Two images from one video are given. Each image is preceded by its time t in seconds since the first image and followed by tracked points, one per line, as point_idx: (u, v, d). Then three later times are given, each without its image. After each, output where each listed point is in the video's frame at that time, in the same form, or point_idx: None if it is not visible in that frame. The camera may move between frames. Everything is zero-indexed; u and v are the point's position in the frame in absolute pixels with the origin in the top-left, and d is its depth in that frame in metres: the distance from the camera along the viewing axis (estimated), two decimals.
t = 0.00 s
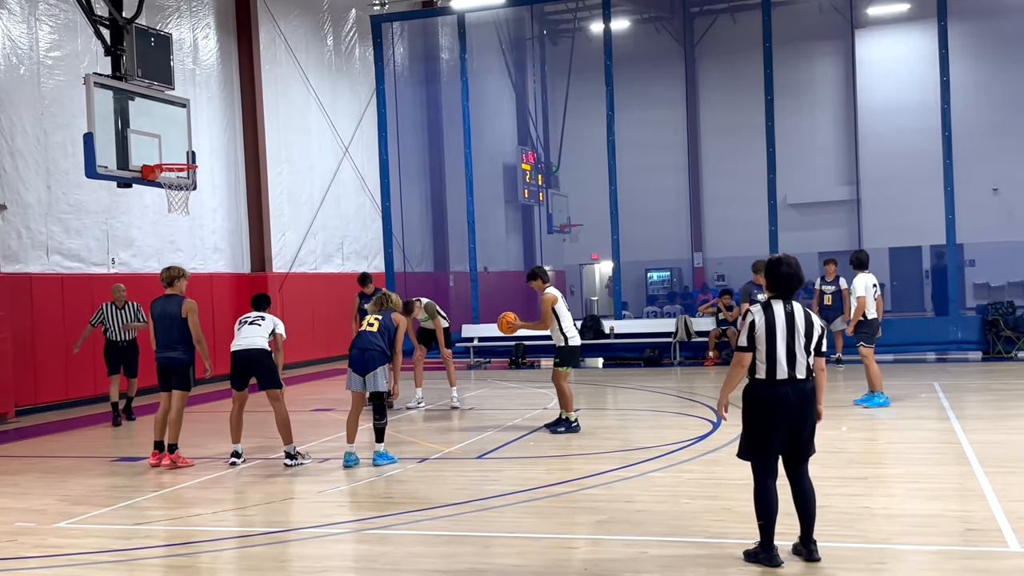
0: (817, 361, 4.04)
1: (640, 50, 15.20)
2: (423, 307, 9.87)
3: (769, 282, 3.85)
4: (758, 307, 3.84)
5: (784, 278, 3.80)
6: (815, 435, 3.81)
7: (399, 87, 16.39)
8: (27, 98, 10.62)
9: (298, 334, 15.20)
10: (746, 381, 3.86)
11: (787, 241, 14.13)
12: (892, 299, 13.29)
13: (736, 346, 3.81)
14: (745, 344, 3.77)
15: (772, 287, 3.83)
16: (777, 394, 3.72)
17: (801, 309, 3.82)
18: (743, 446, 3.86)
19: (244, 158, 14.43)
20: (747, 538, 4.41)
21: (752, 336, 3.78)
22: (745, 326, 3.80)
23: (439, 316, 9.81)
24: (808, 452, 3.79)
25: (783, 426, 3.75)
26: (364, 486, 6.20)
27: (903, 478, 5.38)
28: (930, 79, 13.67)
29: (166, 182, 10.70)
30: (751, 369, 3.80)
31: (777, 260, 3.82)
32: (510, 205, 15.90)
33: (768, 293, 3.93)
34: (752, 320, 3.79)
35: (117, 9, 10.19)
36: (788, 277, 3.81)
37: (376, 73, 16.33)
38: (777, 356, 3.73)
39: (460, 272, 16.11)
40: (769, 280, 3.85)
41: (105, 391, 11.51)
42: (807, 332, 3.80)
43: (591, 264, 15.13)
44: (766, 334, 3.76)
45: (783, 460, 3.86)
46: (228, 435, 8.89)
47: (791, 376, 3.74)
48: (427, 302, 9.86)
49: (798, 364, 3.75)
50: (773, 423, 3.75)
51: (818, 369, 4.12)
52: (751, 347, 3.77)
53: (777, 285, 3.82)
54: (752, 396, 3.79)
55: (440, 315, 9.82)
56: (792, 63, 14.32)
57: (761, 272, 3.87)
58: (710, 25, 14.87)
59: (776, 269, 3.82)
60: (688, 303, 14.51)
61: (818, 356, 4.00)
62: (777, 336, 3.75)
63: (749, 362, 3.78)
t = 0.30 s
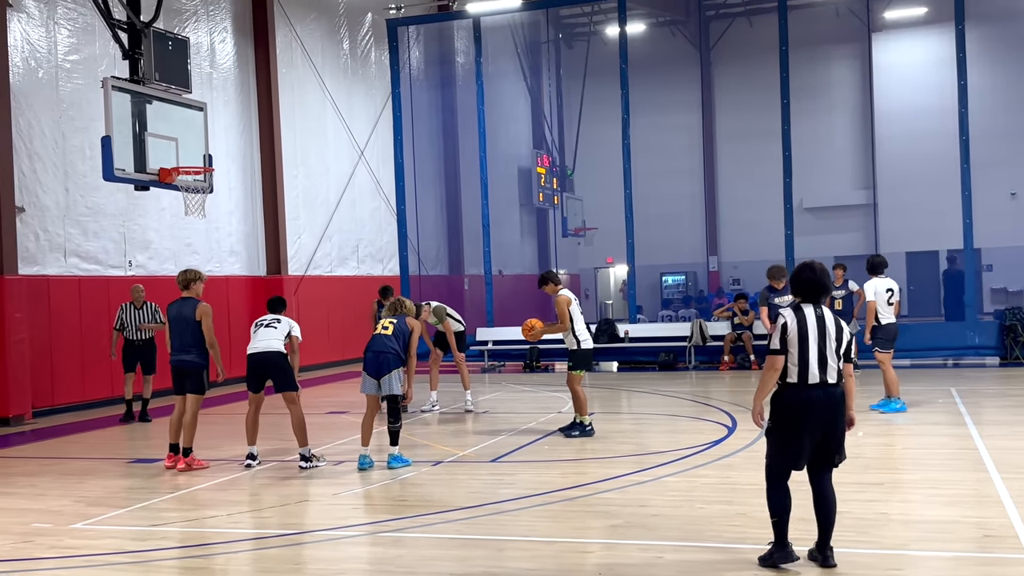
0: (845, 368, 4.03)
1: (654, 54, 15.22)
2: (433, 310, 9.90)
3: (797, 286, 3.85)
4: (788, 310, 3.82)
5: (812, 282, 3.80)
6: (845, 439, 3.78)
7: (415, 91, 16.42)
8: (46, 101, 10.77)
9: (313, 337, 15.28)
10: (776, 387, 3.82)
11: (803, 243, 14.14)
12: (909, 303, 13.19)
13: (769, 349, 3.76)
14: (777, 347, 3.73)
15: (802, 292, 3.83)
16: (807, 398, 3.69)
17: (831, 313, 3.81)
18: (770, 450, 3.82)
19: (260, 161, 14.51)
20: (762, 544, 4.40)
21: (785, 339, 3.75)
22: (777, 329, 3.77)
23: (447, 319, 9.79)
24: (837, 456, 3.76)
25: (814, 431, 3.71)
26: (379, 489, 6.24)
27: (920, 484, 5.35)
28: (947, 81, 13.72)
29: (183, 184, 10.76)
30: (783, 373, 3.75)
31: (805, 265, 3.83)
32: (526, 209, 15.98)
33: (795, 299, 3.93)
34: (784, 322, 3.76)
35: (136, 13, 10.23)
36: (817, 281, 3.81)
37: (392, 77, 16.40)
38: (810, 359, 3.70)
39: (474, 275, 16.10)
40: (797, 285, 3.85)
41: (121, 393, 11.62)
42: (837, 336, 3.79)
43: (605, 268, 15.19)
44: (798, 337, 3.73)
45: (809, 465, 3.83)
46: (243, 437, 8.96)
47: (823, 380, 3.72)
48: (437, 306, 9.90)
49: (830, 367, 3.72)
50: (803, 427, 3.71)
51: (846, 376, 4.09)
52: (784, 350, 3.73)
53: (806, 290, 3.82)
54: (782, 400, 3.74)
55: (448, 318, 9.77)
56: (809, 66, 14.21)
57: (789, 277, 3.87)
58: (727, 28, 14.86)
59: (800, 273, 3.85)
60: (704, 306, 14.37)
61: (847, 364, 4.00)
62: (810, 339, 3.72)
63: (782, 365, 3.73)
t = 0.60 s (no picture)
0: (860, 373, 3.98)
1: (663, 58, 15.22)
2: (442, 314, 9.92)
3: (811, 291, 3.84)
4: (800, 315, 3.81)
5: (827, 287, 3.78)
6: (859, 446, 3.77)
7: (425, 95, 16.51)
8: (57, 105, 10.84)
9: (322, 340, 15.33)
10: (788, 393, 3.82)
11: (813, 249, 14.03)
12: (920, 308, 13.36)
13: (779, 353, 3.77)
14: (786, 352, 3.74)
15: (815, 297, 3.81)
16: (819, 404, 3.69)
17: (845, 318, 3.78)
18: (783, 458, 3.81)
19: (270, 166, 14.57)
20: (770, 549, 4.40)
21: (794, 344, 3.74)
22: (787, 333, 3.77)
23: (456, 322, 9.78)
24: (850, 462, 3.75)
25: (826, 438, 3.71)
26: (387, 492, 6.26)
27: (931, 490, 5.33)
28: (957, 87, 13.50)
29: (194, 188, 10.93)
30: (793, 377, 3.76)
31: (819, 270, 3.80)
32: (535, 213, 15.97)
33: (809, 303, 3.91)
34: (794, 327, 3.75)
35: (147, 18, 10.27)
36: (831, 286, 3.78)
37: (402, 82, 16.50)
38: (819, 364, 3.69)
39: (483, 280, 16.21)
40: (812, 290, 3.83)
41: (132, 396, 11.70)
42: (850, 342, 3.76)
43: (615, 272, 15.09)
44: (808, 342, 3.72)
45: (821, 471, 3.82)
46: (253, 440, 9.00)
47: (834, 386, 3.71)
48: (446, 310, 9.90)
49: (840, 374, 3.70)
50: (814, 433, 3.71)
51: (862, 382, 4.07)
52: (794, 355, 3.73)
53: (819, 294, 3.80)
54: (794, 406, 3.75)
55: (455, 322, 9.71)
56: (818, 72, 14.27)
57: (803, 281, 3.85)
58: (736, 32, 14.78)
59: (811, 277, 3.83)
60: (712, 310, 14.43)
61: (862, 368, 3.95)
62: (820, 344, 3.71)
63: (792, 370, 3.74)
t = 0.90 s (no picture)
0: (866, 379, 3.96)
1: (670, 62, 15.22)
2: (455, 318, 9.98)
3: (816, 295, 3.80)
4: (803, 321, 3.80)
5: (832, 292, 3.76)
6: (864, 450, 3.77)
7: (431, 98, 16.49)
8: (66, 110, 10.92)
9: (329, 344, 15.36)
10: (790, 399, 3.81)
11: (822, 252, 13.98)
12: (927, 312, 13.14)
13: (781, 360, 3.76)
14: (788, 359, 3.74)
15: (819, 302, 3.79)
16: (826, 410, 3.68)
17: (849, 325, 3.76)
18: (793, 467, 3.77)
19: (278, 170, 14.62)
20: (777, 553, 4.39)
21: (797, 351, 3.73)
22: (790, 340, 3.76)
23: (468, 326, 9.84)
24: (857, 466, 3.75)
25: (833, 443, 3.70)
26: (395, 496, 6.27)
27: (939, 494, 5.31)
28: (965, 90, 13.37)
29: (200, 193, 10.89)
30: (796, 383, 3.76)
31: (824, 275, 3.77)
32: (542, 217, 15.96)
33: (813, 308, 3.88)
34: (797, 334, 3.74)
35: (155, 23, 10.42)
36: (834, 291, 3.76)
37: (409, 86, 16.56)
38: (823, 372, 3.69)
39: (490, 283, 16.11)
40: (816, 296, 3.81)
41: (141, 399, 11.76)
42: (855, 349, 3.75)
43: (622, 276, 15.30)
44: (812, 349, 3.71)
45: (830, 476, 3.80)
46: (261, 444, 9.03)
47: (838, 393, 3.70)
48: (459, 313, 9.95)
49: (844, 381, 3.70)
50: (823, 440, 3.69)
51: (867, 387, 4.02)
52: (796, 361, 3.73)
53: (823, 300, 3.78)
54: (801, 413, 3.73)
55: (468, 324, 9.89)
56: (825, 75, 14.26)
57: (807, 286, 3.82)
58: (744, 36, 14.81)
59: (819, 282, 3.77)
60: (720, 314, 14.37)
61: (867, 375, 3.91)
62: (824, 351, 3.70)
63: (793, 377, 3.74)
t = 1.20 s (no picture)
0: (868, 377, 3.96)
1: (675, 63, 15.20)
2: (464, 319, 10.00)
3: (814, 298, 3.83)
4: (806, 326, 3.79)
5: (830, 293, 3.79)
6: (869, 457, 3.78)
7: (438, 100, 16.59)
8: (72, 113, 10.97)
9: (335, 346, 15.39)
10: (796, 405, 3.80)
11: (828, 253, 14.00)
12: (934, 313, 13.39)
13: (787, 367, 3.74)
14: (796, 366, 3.70)
15: (818, 305, 3.81)
16: (833, 415, 3.68)
17: (850, 324, 3.79)
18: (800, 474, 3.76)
19: (283, 172, 14.66)
20: (784, 555, 4.39)
21: (803, 357, 3.71)
22: (795, 346, 3.74)
23: (476, 329, 9.84)
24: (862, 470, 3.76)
25: (839, 449, 3.70)
26: (401, 498, 6.28)
27: (946, 496, 5.30)
28: (971, 91, 13.48)
29: (207, 195, 10.90)
30: (803, 390, 3.73)
31: (819, 278, 3.81)
32: (547, 219, 15.90)
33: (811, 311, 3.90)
34: (802, 340, 3.73)
35: (160, 26, 10.50)
36: (831, 293, 3.79)
37: (414, 88, 16.61)
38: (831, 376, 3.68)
39: (495, 285, 16.20)
40: (813, 299, 3.83)
41: (148, 401, 11.81)
42: (859, 348, 3.77)
43: (627, 277, 15.10)
44: (818, 354, 3.70)
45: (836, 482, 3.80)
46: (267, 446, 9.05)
47: (846, 397, 3.70)
48: (468, 314, 9.96)
49: (852, 383, 3.71)
50: (829, 445, 3.69)
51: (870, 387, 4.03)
52: (803, 368, 3.70)
53: (822, 302, 3.80)
54: (807, 419, 3.72)
55: (478, 327, 9.86)
56: (830, 77, 14.24)
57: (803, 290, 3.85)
58: (749, 37, 14.77)
59: (818, 284, 3.81)
60: (724, 314, 14.47)
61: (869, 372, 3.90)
62: (830, 354, 3.70)
63: (801, 384, 3.71)
